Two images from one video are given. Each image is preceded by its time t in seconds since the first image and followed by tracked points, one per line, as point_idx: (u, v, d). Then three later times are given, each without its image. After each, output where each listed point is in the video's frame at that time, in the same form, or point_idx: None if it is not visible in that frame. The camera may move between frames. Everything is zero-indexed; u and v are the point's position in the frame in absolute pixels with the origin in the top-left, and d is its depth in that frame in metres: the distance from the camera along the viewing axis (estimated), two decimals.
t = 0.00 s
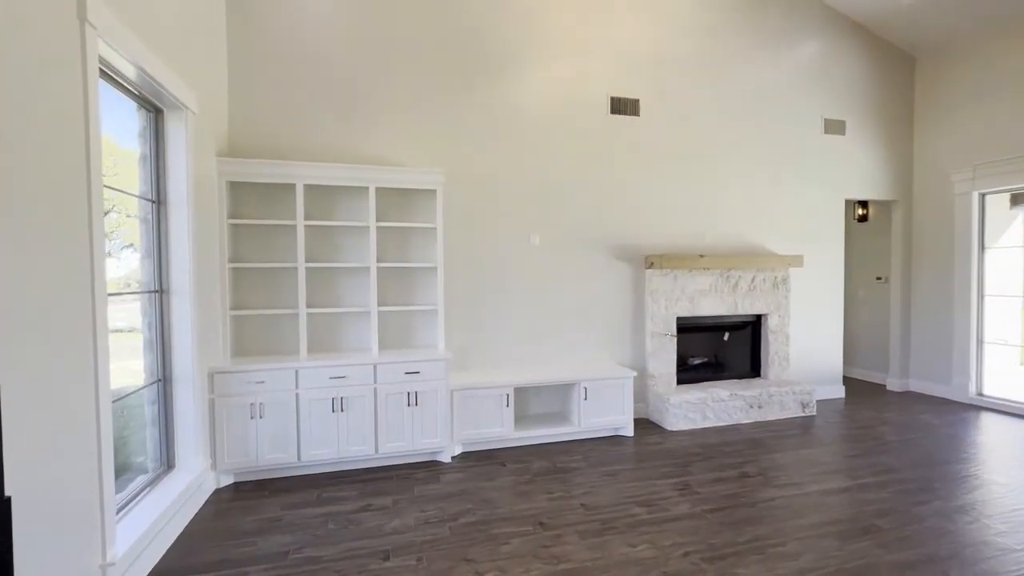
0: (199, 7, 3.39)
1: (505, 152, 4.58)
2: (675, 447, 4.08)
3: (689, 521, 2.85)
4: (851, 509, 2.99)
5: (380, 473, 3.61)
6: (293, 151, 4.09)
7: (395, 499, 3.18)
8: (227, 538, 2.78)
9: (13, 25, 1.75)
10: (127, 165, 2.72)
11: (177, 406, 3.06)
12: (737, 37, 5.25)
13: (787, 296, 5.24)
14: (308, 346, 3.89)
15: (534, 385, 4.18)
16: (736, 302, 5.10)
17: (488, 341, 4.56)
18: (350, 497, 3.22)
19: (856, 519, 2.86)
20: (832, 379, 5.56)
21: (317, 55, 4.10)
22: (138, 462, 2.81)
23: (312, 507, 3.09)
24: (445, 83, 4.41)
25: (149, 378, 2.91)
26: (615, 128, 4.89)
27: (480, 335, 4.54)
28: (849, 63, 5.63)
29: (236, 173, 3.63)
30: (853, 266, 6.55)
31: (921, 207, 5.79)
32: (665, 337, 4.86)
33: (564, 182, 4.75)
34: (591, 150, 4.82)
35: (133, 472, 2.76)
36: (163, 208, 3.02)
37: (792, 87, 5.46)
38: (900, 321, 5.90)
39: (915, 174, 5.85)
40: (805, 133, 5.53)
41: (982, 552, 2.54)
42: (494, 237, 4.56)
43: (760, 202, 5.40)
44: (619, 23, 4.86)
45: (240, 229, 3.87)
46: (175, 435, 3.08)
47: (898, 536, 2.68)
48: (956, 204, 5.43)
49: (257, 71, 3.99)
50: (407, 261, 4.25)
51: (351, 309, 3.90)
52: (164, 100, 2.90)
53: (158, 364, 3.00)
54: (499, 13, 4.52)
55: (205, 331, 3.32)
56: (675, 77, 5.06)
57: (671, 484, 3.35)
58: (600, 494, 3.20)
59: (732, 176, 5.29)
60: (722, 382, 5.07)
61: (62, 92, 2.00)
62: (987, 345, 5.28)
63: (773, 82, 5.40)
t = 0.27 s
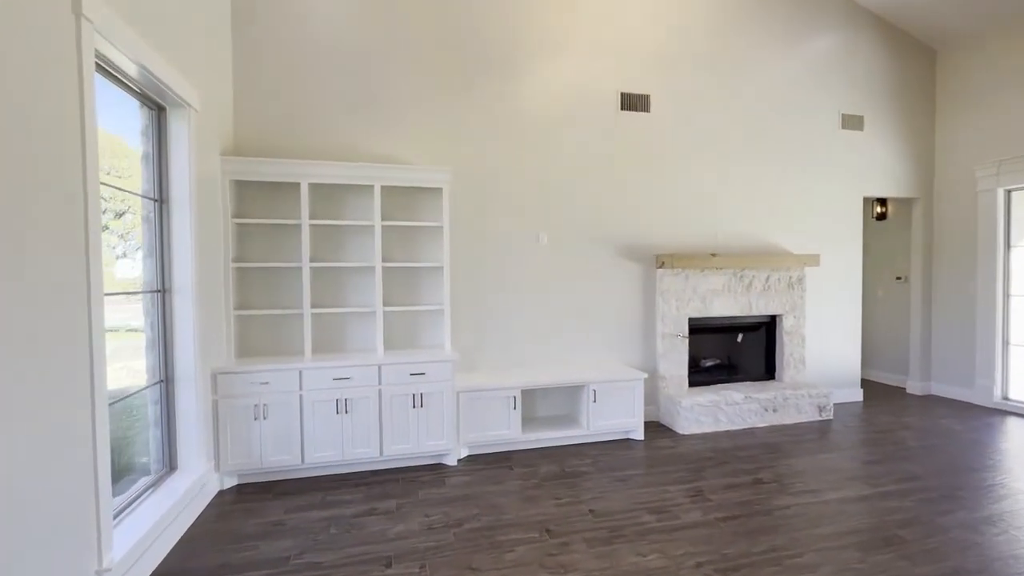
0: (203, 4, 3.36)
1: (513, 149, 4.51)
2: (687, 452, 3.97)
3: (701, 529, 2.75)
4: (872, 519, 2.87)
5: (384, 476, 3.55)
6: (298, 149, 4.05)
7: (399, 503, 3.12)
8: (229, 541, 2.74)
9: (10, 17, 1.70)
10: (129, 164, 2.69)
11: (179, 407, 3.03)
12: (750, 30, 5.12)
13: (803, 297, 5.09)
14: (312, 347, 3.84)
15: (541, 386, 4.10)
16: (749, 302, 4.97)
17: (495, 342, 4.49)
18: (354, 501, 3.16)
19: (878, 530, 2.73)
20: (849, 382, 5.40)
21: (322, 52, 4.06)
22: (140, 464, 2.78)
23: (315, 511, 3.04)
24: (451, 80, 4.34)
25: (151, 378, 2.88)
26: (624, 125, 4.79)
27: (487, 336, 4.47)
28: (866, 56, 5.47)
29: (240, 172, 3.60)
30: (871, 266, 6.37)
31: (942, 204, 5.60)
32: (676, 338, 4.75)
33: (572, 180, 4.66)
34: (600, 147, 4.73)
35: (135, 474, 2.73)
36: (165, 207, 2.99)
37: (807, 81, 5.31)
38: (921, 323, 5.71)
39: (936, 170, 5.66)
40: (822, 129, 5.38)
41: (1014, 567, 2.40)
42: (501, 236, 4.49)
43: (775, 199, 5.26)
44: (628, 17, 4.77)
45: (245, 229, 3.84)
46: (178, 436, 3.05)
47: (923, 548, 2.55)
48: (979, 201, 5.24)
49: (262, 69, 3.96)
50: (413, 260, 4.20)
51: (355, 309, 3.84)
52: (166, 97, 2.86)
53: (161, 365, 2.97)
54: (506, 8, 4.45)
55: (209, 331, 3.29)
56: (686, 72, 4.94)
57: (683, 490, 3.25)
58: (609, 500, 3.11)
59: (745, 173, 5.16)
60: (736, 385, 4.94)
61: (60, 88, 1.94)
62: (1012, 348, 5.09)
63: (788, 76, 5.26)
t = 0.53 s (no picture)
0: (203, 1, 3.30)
1: (519, 148, 4.41)
2: (699, 460, 3.84)
3: (716, 544, 2.62)
4: (896, 534, 2.73)
5: (386, 483, 3.45)
6: (300, 149, 3.98)
7: (401, 513, 3.02)
8: (225, 552, 2.65)
9: None
10: (124, 163, 2.62)
11: (176, 413, 2.96)
12: (763, 25, 4.99)
13: (818, 299, 4.95)
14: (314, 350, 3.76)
15: (548, 392, 3.99)
16: (763, 305, 4.82)
17: (501, 345, 4.38)
18: (355, 510, 3.07)
19: (903, 546, 2.59)
20: (866, 387, 5.24)
21: (325, 51, 3.99)
22: (135, 471, 2.71)
23: (315, 520, 2.95)
24: (456, 78, 4.26)
25: (147, 383, 2.80)
26: (633, 123, 4.67)
27: (493, 339, 4.36)
28: (883, 52, 5.32)
29: (241, 172, 3.53)
30: (888, 268, 6.19)
31: (963, 204, 5.43)
32: (687, 342, 4.62)
33: (580, 179, 4.55)
34: (609, 146, 4.62)
35: (130, 482, 2.66)
36: (162, 208, 2.91)
37: (822, 78, 5.17)
38: (940, 326, 5.54)
39: (957, 168, 5.48)
40: (837, 127, 5.23)
41: None
42: (507, 237, 4.39)
43: (788, 199, 5.11)
44: (637, 13, 4.66)
45: (246, 230, 3.77)
46: (175, 442, 2.97)
47: (952, 567, 2.41)
48: (1002, 200, 5.06)
49: (264, 68, 3.90)
50: (417, 262, 4.10)
51: (358, 312, 3.76)
52: (164, 95, 2.79)
53: (157, 369, 2.90)
54: (513, 5, 4.36)
55: (208, 335, 3.21)
56: (697, 69, 4.82)
57: (696, 501, 3.12)
58: (618, 511, 2.99)
59: (758, 172, 5.02)
60: (748, 390, 4.80)
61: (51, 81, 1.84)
62: None
63: (802, 73, 5.12)
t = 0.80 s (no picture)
0: None
1: (523, 148, 4.30)
2: (709, 471, 3.70)
3: (731, 563, 2.49)
4: (921, 553, 2.58)
5: (385, 494, 3.34)
6: (299, 150, 3.88)
7: (400, 526, 2.90)
8: (216, 568, 2.54)
9: None
10: (113, 163, 2.52)
11: (168, 422, 2.85)
12: (773, 22, 4.87)
13: (831, 304, 4.80)
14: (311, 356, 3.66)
15: (553, 399, 3.87)
16: (774, 310, 4.68)
17: (505, 350, 4.27)
18: (352, 523, 2.96)
19: (929, 567, 2.45)
20: (881, 394, 5.09)
21: (324, 49, 3.90)
22: (124, 483, 2.60)
23: (310, 534, 2.84)
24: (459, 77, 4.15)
25: (137, 391, 2.70)
26: (641, 122, 4.55)
27: (497, 345, 4.25)
28: (897, 49, 5.18)
29: (237, 173, 3.43)
30: (901, 271, 6.04)
31: (980, 205, 5.27)
32: (696, 347, 4.48)
33: (586, 181, 4.44)
34: (616, 146, 4.50)
35: (118, 494, 2.55)
36: (154, 209, 2.81)
37: (834, 76, 5.04)
38: (957, 331, 5.38)
39: (974, 168, 5.32)
40: (850, 126, 5.09)
41: None
42: (511, 240, 4.28)
43: (800, 200, 4.98)
44: (645, 10, 4.54)
45: (243, 233, 3.67)
46: (166, 452, 2.87)
47: None
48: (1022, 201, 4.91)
49: (262, 66, 3.81)
50: (419, 265, 4.00)
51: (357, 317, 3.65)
52: (155, 93, 2.69)
53: (147, 377, 2.79)
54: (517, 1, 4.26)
55: (201, 340, 3.11)
56: (706, 67, 4.70)
57: (708, 516, 2.98)
58: (627, 526, 2.86)
59: (769, 173, 4.89)
60: (759, 397, 4.66)
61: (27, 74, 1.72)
62: None
63: (814, 71, 4.99)
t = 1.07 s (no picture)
0: None
1: (522, 149, 4.19)
2: (715, 481, 3.58)
3: None
4: (941, 569, 2.47)
5: (380, 506, 3.22)
6: (292, 150, 3.78)
7: (394, 541, 2.78)
8: None
9: None
10: (94, 162, 2.42)
11: (152, 431, 2.73)
12: (777, 20, 4.77)
13: (838, 308, 4.69)
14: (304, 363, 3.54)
15: (553, 406, 3.75)
16: (780, 314, 4.57)
17: (504, 356, 4.15)
18: (345, 537, 2.84)
19: None
20: (889, 400, 4.97)
21: (318, 47, 3.80)
22: (105, 496, 2.48)
23: (301, 549, 2.72)
24: (456, 76, 4.05)
25: (120, 400, 2.58)
26: (643, 122, 4.45)
27: (495, 350, 4.13)
28: (903, 48, 5.08)
29: (227, 174, 3.32)
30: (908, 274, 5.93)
31: (989, 206, 5.17)
32: (700, 353, 4.37)
33: (587, 181, 4.33)
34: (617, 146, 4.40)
35: (99, 508, 2.43)
36: (138, 210, 2.70)
37: (839, 75, 4.94)
38: (965, 335, 5.28)
39: (982, 169, 5.23)
40: (856, 126, 4.99)
41: None
42: (511, 242, 4.17)
43: (806, 202, 4.87)
44: (646, 7, 4.45)
45: (234, 235, 3.56)
46: (151, 463, 2.75)
47: None
48: None
49: (254, 64, 3.70)
50: (415, 268, 3.89)
51: (352, 321, 3.54)
52: (140, 89, 2.59)
53: (131, 385, 2.68)
54: None
55: (189, 346, 3.00)
56: (709, 67, 4.60)
57: (715, 529, 2.87)
58: (631, 540, 2.74)
59: (774, 174, 4.79)
60: (765, 403, 4.54)
61: None
62: None
63: (819, 70, 4.89)
